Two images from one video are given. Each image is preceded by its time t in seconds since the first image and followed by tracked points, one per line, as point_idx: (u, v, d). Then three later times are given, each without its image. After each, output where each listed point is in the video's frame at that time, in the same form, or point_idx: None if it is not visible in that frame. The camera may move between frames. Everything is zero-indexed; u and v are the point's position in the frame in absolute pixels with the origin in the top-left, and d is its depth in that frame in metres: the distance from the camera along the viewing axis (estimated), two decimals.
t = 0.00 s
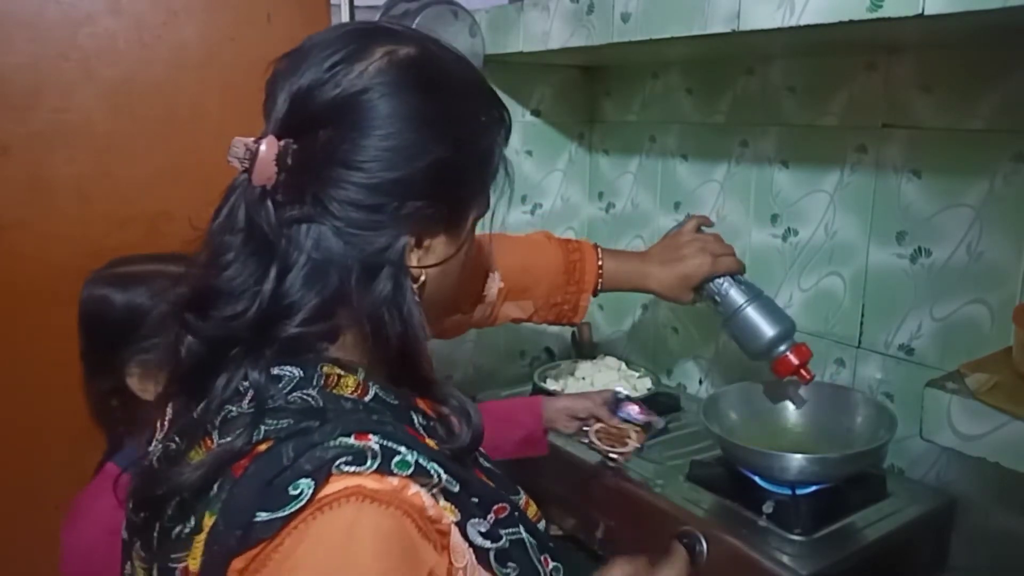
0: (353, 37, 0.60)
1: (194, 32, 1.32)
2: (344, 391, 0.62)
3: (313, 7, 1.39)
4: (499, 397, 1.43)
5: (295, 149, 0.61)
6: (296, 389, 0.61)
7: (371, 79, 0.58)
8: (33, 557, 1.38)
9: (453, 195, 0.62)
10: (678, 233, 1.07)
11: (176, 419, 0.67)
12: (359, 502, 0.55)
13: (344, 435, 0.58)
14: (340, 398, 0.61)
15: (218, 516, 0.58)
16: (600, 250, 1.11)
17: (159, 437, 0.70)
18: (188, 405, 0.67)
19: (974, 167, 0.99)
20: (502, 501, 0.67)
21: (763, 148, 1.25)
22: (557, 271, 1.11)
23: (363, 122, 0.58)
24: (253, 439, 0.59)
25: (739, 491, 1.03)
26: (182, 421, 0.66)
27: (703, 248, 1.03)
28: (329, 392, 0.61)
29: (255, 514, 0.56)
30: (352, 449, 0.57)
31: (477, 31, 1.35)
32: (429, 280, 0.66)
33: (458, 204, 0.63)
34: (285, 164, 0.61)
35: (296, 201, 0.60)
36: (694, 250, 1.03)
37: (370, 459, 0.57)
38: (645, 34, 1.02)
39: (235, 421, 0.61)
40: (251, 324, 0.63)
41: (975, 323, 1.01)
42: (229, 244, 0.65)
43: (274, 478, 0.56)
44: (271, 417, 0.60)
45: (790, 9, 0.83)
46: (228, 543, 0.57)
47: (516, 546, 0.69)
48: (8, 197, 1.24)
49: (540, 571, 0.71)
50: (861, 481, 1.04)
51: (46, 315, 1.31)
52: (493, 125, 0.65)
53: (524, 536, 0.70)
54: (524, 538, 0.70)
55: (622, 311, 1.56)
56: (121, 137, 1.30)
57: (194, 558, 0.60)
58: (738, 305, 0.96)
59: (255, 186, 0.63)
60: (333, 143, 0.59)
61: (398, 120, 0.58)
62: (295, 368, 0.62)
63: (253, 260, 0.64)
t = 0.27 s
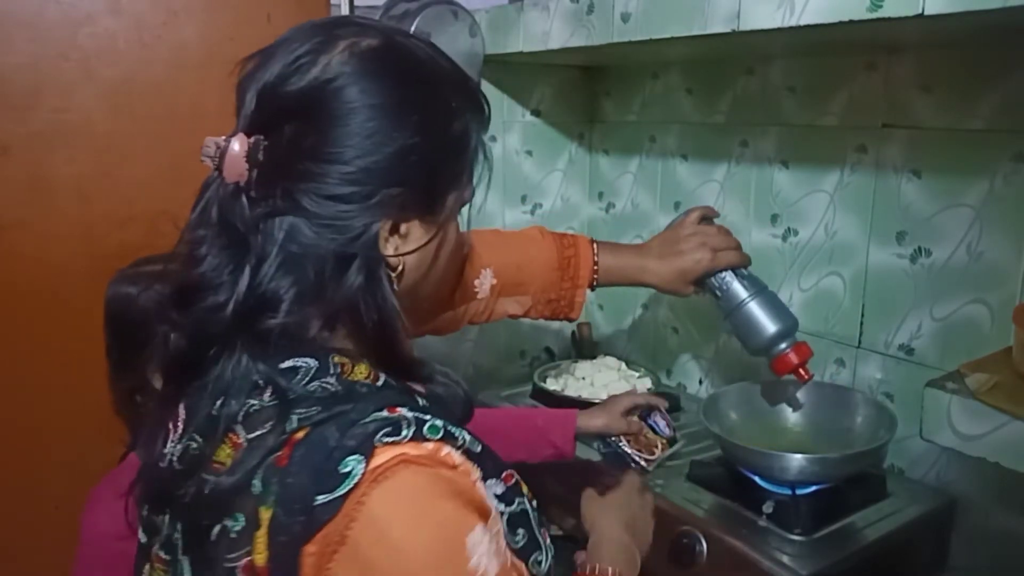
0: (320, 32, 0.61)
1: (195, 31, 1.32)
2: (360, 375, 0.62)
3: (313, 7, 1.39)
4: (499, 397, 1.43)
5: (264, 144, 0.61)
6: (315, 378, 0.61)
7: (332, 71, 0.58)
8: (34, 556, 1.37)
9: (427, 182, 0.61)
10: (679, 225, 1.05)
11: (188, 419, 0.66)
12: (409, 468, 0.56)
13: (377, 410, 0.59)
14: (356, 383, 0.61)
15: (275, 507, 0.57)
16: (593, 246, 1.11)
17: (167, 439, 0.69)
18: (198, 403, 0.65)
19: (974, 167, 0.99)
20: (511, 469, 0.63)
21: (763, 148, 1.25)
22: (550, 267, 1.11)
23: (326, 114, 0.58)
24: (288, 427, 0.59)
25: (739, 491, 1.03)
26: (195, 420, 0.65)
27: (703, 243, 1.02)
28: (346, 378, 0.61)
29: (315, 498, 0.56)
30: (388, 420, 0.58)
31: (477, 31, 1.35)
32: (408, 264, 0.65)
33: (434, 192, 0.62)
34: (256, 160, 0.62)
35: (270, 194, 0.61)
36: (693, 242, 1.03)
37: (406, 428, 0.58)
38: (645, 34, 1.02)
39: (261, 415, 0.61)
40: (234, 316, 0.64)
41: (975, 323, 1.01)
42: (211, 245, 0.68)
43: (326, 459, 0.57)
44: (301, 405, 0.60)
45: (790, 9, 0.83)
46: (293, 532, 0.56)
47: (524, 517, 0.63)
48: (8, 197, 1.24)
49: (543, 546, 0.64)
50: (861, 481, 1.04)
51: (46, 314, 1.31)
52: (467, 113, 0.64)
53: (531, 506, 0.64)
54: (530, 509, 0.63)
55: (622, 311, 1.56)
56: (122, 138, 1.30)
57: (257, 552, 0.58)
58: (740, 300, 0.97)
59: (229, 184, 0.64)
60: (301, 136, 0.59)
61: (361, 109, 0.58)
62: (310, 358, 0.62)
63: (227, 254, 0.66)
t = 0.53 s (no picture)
0: (304, 31, 0.60)
1: (195, 32, 1.32)
2: (373, 361, 0.63)
3: (313, 7, 1.39)
4: (499, 397, 1.43)
5: (253, 145, 0.61)
6: (329, 366, 0.61)
7: (313, 69, 0.58)
8: (34, 555, 1.37)
9: (417, 177, 0.61)
10: (680, 209, 1.06)
11: (206, 409, 0.66)
12: (432, 445, 0.57)
13: (395, 393, 0.59)
14: (370, 370, 0.61)
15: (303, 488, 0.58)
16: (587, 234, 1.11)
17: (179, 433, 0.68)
18: (217, 393, 0.65)
19: (974, 167, 0.99)
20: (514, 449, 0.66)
21: (763, 149, 1.24)
22: (545, 256, 1.11)
23: (311, 113, 0.58)
24: (311, 412, 0.59)
25: (739, 491, 1.03)
26: (215, 410, 0.65)
27: (702, 229, 1.03)
28: (361, 365, 0.62)
29: (343, 478, 0.56)
30: (408, 402, 0.59)
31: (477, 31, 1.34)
32: (400, 258, 0.65)
33: (424, 187, 0.62)
34: (245, 159, 0.62)
35: (260, 193, 0.61)
36: (694, 232, 1.02)
37: (423, 408, 0.59)
38: (645, 33, 1.02)
39: (280, 403, 0.61)
40: (228, 314, 0.65)
41: (975, 323, 1.01)
42: (203, 244, 0.68)
43: (351, 440, 0.57)
44: (321, 390, 0.60)
45: (790, 9, 0.83)
46: (324, 511, 0.57)
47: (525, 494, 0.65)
48: (8, 197, 1.24)
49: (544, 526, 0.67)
50: (860, 481, 1.05)
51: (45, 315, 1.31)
52: (455, 103, 0.63)
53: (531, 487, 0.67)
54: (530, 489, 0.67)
55: (622, 311, 1.56)
56: (122, 137, 1.30)
57: (289, 532, 0.58)
58: (741, 285, 0.97)
59: (220, 184, 0.65)
60: (288, 135, 0.59)
61: (345, 108, 0.57)
62: (324, 347, 0.62)
63: (219, 249, 0.67)
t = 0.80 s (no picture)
0: (305, 31, 0.60)
1: (194, 31, 1.32)
2: (366, 364, 0.62)
3: (313, 7, 1.39)
4: (500, 397, 1.43)
5: (256, 144, 0.61)
6: (321, 365, 0.60)
7: (312, 68, 0.58)
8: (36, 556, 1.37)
9: (419, 176, 0.61)
10: (679, 213, 1.04)
11: (205, 399, 0.66)
12: (404, 457, 0.57)
13: (377, 400, 0.59)
14: (362, 372, 0.61)
15: (273, 484, 0.57)
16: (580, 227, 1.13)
17: (184, 423, 0.69)
18: (214, 383, 0.66)
19: (973, 166, 0.99)
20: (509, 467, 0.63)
21: (763, 149, 1.25)
22: (538, 249, 1.13)
23: (313, 113, 0.58)
24: (291, 412, 0.59)
25: (739, 491, 1.03)
26: (212, 400, 0.65)
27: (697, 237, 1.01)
28: (353, 368, 0.61)
29: (310, 479, 0.56)
30: (387, 410, 0.58)
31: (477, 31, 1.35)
32: (401, 256, 0.65)
33: (426, 186, 0.61)
34: (247, 160, 0.62)
35: (262, 191, 0.62)
36: (689, 240, 1.02)
37: (404, 417, 0.58)
38: (645, 33, 1.02)
39: (269, 398, 0.61)
40: (226, 310, 0.65)
41: (975, 322, 1.01)
42: (207, 244, 0.68)
43: (323, 442, 0.57)
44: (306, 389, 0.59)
45: (790, 9, 0.83)
46: (287, 508, 0.57)
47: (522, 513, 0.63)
48: (8, 197, 1.24)
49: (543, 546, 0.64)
50: (860, 481, 1.05)
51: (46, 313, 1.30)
52: (456, 100, 0.62)
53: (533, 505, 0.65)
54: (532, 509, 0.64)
55: (622, 311, 1.56)
56: (121, 137, 1.30)
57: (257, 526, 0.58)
58: (725, 297, 0.97)
59: (224, 184, 0.65)
60: (291, 135, 0.59)
61: (346, 107, 0.57)
62: (320, 347, 0.62)
63: (222, 248, 0.67)
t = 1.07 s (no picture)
0: (307, 32, 0.61)
1: (194, 32, 1.32)
2: (357, 370, 0.63)
3: (313, 7, 1.39)
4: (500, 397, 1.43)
5: (257, 146, 0.62)
6: (311, 368, 0.61)
7: (312, 68, 0.58)
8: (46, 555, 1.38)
9: (421, 176, 0.60)
10: (702, 233, 1.04)
11: (199, 396, 0.68)
12: (374, 472, 0.56)
13: (357, 410, 0.59)
14: (353, 377, 0.62)
15: (240, 482, 0.58)
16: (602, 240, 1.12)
17: (180, 418, 0.70)
18: (209, 379, 0.67)
19: (973, 166, 0.99)
20: (503, 480, 0.67)
21: (763, 149, 1.24)
22: (559, 260, 1.11)
23: (314, 113, 0.58)
24: (273, 413, 0.60)
25: (739, 491, 1.02)
26: (205, 397, 0.67)
27: (718, 257, 1.01)
28: (343, 371, 0.62)
29: (276, 481, 0.56)
30: (365, 422, 0.58)
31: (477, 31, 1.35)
32: (402, 256, 0.65)
33: (428, 186, 0.61)
34: (248, 162, 0.63)
35: (263, 192, 0.62)
36: (710, 259, 1.02)
37: (382, 433, 0.58)
38: (644, 34, 1.02)
39: (256, 398, 0.62)
40: (224, 307, 0.66)
41: (975, 322, 1.01)
42: (207, 244, 0.68)
43: (293, 447, 0.57)
44: (290, 393, 0.60)
45: (790, 9, 0.83)
46: (250, 507, 0.57)
47: (515, 524, 0.68)
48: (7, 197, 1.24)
49: (538, 552, 0.70)
50: (861, 481, 1.04)
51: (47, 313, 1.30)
52: (456, 100, 0.62)
53: (525, 516, 0.69)
54: (524, 518, 0.69)
55: (622, 311, 1.56)
56: (122, 137, 1.30)
57: (217, 523, 0.59)
58: (742, 322, 0.98)
59: (226, 184, 0.66)
60: (293, 135, 0.59)
61: (348, 107, 0.57)
62: (312, 348, 0.63)
63: (224, 248, 0.67)
